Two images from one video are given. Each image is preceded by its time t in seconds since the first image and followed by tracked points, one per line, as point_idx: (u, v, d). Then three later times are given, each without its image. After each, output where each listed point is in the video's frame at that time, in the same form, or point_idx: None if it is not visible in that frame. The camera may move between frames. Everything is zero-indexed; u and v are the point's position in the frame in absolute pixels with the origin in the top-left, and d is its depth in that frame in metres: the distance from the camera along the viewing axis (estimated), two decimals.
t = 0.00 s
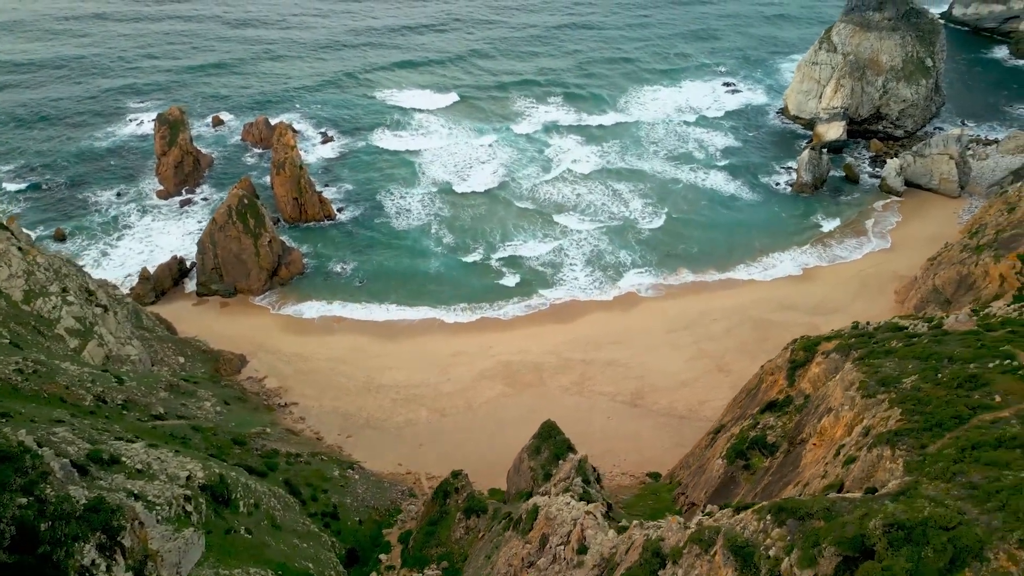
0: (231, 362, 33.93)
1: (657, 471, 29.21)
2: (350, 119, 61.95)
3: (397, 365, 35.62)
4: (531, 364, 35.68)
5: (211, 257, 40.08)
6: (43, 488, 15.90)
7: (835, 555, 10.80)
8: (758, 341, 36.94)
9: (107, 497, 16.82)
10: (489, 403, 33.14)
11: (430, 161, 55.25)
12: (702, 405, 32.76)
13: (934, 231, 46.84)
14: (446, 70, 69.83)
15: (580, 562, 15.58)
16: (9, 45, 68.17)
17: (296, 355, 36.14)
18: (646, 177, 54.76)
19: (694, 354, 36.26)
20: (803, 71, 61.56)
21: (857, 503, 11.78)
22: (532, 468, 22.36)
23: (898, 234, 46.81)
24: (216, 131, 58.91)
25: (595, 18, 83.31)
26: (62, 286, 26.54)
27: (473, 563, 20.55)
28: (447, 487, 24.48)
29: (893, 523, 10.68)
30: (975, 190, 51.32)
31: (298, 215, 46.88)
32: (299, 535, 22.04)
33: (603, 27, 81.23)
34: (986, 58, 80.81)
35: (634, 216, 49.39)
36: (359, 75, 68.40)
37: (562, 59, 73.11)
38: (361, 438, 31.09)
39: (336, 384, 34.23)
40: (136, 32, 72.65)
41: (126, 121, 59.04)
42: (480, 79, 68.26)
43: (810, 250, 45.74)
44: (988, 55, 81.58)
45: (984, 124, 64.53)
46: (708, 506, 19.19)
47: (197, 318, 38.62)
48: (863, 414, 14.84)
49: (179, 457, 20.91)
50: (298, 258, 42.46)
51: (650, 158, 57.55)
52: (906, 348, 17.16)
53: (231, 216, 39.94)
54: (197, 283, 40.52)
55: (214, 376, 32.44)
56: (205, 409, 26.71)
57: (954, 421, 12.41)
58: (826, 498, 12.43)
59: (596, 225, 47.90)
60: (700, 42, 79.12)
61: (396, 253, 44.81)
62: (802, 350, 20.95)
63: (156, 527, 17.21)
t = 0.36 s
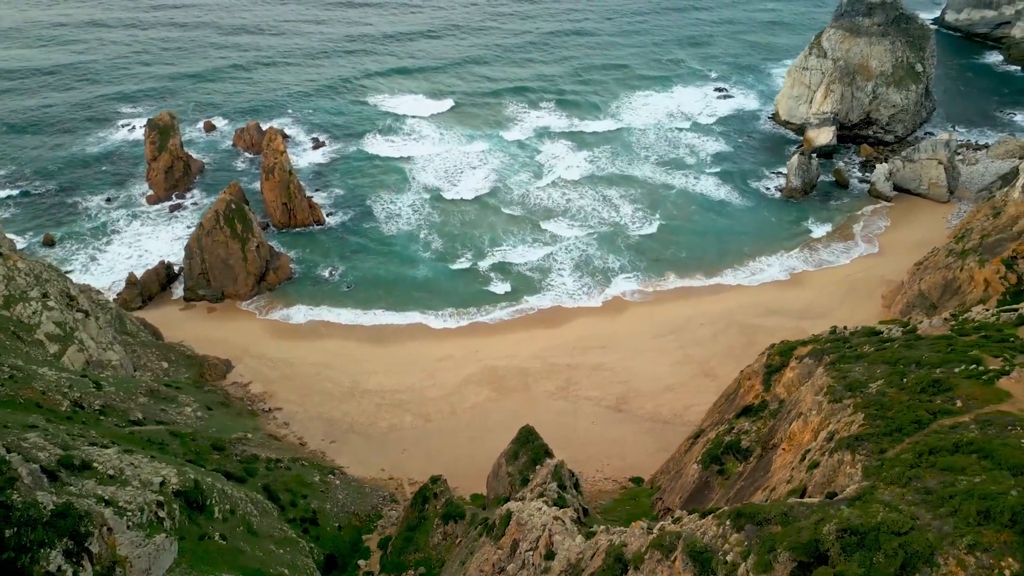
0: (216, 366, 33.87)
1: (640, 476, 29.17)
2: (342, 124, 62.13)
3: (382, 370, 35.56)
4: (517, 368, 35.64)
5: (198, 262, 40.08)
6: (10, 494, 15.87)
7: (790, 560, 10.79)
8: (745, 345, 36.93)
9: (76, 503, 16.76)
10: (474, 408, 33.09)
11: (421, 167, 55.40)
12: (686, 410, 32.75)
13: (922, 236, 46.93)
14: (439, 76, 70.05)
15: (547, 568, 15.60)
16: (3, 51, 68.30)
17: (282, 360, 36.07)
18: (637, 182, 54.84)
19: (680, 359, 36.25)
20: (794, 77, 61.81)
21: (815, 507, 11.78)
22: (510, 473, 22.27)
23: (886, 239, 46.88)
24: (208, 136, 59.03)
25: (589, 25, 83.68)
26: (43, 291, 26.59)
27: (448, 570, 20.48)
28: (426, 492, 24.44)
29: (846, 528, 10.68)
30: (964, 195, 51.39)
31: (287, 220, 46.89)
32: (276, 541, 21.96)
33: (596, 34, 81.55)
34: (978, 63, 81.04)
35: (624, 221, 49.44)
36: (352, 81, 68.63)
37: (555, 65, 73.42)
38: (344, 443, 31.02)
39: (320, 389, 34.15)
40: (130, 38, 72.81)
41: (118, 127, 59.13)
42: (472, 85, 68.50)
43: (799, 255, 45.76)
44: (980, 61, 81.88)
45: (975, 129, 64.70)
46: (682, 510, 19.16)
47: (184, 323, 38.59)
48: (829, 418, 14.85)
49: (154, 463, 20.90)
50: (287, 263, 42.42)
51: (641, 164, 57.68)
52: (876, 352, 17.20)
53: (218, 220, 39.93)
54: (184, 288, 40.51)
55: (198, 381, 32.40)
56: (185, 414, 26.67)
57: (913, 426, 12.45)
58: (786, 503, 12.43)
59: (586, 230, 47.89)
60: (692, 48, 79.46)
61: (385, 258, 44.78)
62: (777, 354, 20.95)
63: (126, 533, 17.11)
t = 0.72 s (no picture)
0: (200, 367, 33.87)
1: (622, 477, 29.18)
2: (334, 125, 62.17)
3: (367, 371, 35.49)
4: (502, 369, 35.61)
5: (185, 263, 40.02)
6: None
7: (743, 561, 10.91)
8: (730, 346, 36.94)
9: (44, 505, 16.76)
10: (458, 409, 33.08)
11: (411, 167, 55.45)
12: (670, 410, 32.76)
13: (911, 236, 47.00)
14: (430, 78, 70.06)
15: (513, 568, 15.62)
16: None
17: (267, 360, 35.97)
18: (627, 183, 54.83)
19: (666, 359, 36.25)
20: (784, 77, 61.88)
21: (771, 507, 11.91)
22: (487, 474, 22.24)
23: (874, 239, 46.97)
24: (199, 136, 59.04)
25: (582, 26, 83.80)
26: (23, 292, 26.55)
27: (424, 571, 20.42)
28: (404, 493, 24.49)
29: (798, 528, 10.90)
30: (953, 196, 51.44)
31: (276, 220, 46.82)
32: (252, 541, 21.91)
33: (590, 35, 81.65)
34: (971, 63, 81.08)
35: (614, 222, 49.42)
36: (345, 82, 68.67)
37: (547, 66, 73.48)
38: (328, 444, 31.01)
39: (305, 390, 34.11)
40: (121, 39, 72.66)
41: (109, 128, 59.09)
42: (464, 86, 68.55)
43: (787, 255, 45.78)
44: (973, 61, 81.93)
45: (966, 129, 64.75)
46: (655, 510, 19.16)
47: (170, 324, 38.52)
48: (795, 419, 14.95)
49: (129, 463, 20.92)
50: (274, 263, 42.33)
51: (632, 164, 57.73)
52: (846, 352, 17.26)
53: (205, 221, 39.87)
54: (171, 289, 40.39)
55: (181, 381, 32.38)
56: (165, 415, 26.67)
57: (872, 426, 12.73)
58: (745, 502, 12.52)
59: (575, 231, 47.83)
60: (685, 49, 79.56)
61: (373, 258, 44.68)
62: (752, 355, 20.97)
63: (96, 534, 17.10)
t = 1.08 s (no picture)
0: (186, 367, 33.87)
1: (604, 477, 29.17)
2: (325, 125, 62.25)
3: (353, 371, 35.47)
4: (487, 369, 35.59)
5: (172, 263, 39.90)
6: None
7: (696, 561, 11.06)
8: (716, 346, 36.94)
9: (13, 506, 16.78)
10: (442, 409, 33.07)
11: (402, 168, 55.51)
12: (655, 410, 32.76)
13: (899, 236, 47.06)
14: (422, 79, 70.10)
15: (479, 569, 15.62)
16: None
17: (252, 361, 35.91)
18: (618, 184, 54.81)
19: (652, 359, 36.23)
20: (775, 77, 61.91)
21: (727, 507, 12.13)
22: (464, 474, 22.21)
23: (863, 239, 47.01)
24: (190, 135, 59.02)
25: (575, 27, 83.94)
26: (3, 292, 26.43)
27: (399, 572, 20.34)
28: (383, 493, 24.72)
29: (749, 529, 11.14)
30: (942, 196, 51.49)
31: (265, 220, 46.73)
32: (228, 542, 21.84)
33: (583, 36, 81.77)
34: (963, 63, 81.18)
35: (604, 222, 49.42)
36: (337, 83, 68.72)
37: (540, 67, 73.56)
38: (311, 444, 30.99)
39: (290, 390, 34.10)
40: (113, 38, 72.53)
41: (99, 128, 58.98)
42: (457, 86, 68.63)
43: (776, 255, 45.76)
44: (966, 61, 81.99)
45: (957, 129, 64.83)
46: (628, 509, 19.12)
47: (156, 324, 38.45)
48: (760, 418, 15.06)
49: (104, 464, 20.97)
50: (262, 264, 42.24)
51: (622, 164, 57.79)
52: (816, 352, 17.36)
53: (192, 221, 39.63)
54: (158, 289, 40.31)
55: (165, 382, 32.37)
56: (145, 416, 26.70)
57: (831, 426, 13.07)
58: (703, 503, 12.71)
59: (564, 232, 47.83)
60: (678, 50, 79.70)
61: (361, 258, 44.64)
62: (726, 354, 20.99)
63: (66, 535, 17.09)
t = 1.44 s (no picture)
0: (170, 368, 33.79)
1: (587, 477, 29.18)
2: (316, 125, 62.27)
3: (338, 372, 35.41)
4: (473, 370, 35.56)
5: (159, 264, 39.73)
6: None
7: (648, 562, 11.51)
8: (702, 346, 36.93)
9: None
10: (427, 410, 33.05)
11: (392, 168, 55.50)
12: (639, 411, 32.77)
13: (888, 236, 47.07)
14: (414, 80, 70.09)
15: (445, 570, 15.71)
16: None
17: (237, 362, 35.85)
18: (608, 185, 54.79)
19: (637, 360, 36.26)
20: (766, 77, 61.94)
21: (682, 508, 12.63)
22: (441, 475, 22.20)
23: (851, 240, 47.05)
24: (181, 135, 58.99)
25: (568, 28, 84.01)
26: None
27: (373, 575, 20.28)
28: (361, 495, 25.05)
29: (700, 530, 11.57)
30: (931, 196, 51.51)
31: (253, 221, 46.66)
32: (204, 543, 21.76)
33: (576, 37, 81.84)
34: (956, 64, 81.26)
35: (593, 223, 49.38)
36: (329, 84, 68.71)
37: (533, 68, 73.61)
38: (294, 445, 30.95)
39: (274, 391, 34.03)
40: (104, 38, 72.34)
41: (89, 127, 58.82)
42: (449, 88, 68.67)
43: (765, 255, 45.73)
44: (958, 62, 82.04)
45: (948, 130, 64.90)
46: (600, 509, 19.19)
47: (141, 325, 38.36)
48: (724, 418, 15.41)
49: (78, 465, 20.99)
50: (250, 264, 42.15)
51: (613, 165, 57.80)
52: (785, 352, 17.48)
53: (179, 222, 39.48)
54: (145, 290, 40.16)
55: (149, 383, 32.33)
56: (125, 417, 26.73)
57: (788, 426, 13.44)
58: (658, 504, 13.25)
59: (553, 232, 47.78)
60: (671, 51, 79.81)
61: (349, 259, 44.57)
62: (701, 354, 21.02)
63: (34, 536, 17.10)
